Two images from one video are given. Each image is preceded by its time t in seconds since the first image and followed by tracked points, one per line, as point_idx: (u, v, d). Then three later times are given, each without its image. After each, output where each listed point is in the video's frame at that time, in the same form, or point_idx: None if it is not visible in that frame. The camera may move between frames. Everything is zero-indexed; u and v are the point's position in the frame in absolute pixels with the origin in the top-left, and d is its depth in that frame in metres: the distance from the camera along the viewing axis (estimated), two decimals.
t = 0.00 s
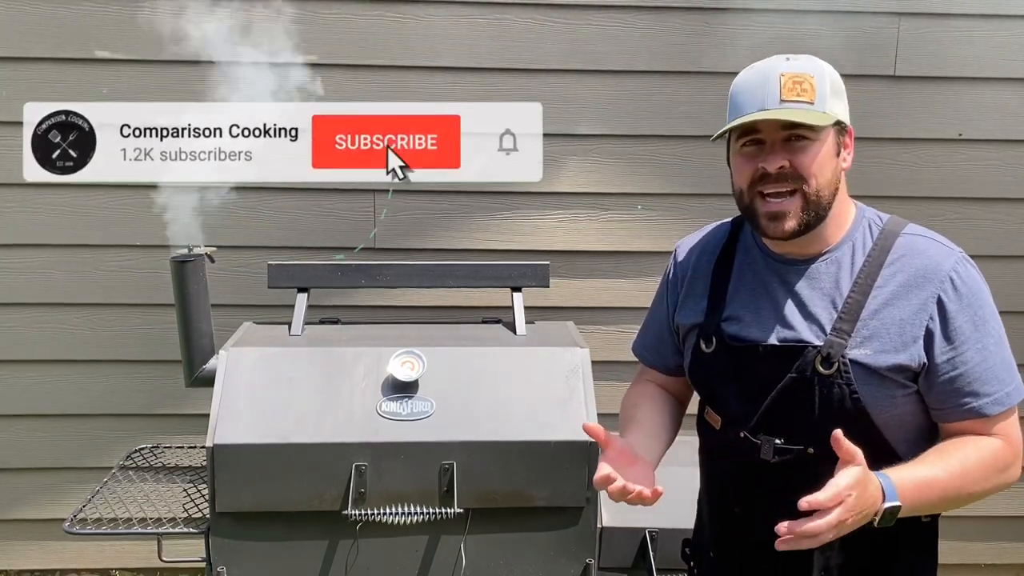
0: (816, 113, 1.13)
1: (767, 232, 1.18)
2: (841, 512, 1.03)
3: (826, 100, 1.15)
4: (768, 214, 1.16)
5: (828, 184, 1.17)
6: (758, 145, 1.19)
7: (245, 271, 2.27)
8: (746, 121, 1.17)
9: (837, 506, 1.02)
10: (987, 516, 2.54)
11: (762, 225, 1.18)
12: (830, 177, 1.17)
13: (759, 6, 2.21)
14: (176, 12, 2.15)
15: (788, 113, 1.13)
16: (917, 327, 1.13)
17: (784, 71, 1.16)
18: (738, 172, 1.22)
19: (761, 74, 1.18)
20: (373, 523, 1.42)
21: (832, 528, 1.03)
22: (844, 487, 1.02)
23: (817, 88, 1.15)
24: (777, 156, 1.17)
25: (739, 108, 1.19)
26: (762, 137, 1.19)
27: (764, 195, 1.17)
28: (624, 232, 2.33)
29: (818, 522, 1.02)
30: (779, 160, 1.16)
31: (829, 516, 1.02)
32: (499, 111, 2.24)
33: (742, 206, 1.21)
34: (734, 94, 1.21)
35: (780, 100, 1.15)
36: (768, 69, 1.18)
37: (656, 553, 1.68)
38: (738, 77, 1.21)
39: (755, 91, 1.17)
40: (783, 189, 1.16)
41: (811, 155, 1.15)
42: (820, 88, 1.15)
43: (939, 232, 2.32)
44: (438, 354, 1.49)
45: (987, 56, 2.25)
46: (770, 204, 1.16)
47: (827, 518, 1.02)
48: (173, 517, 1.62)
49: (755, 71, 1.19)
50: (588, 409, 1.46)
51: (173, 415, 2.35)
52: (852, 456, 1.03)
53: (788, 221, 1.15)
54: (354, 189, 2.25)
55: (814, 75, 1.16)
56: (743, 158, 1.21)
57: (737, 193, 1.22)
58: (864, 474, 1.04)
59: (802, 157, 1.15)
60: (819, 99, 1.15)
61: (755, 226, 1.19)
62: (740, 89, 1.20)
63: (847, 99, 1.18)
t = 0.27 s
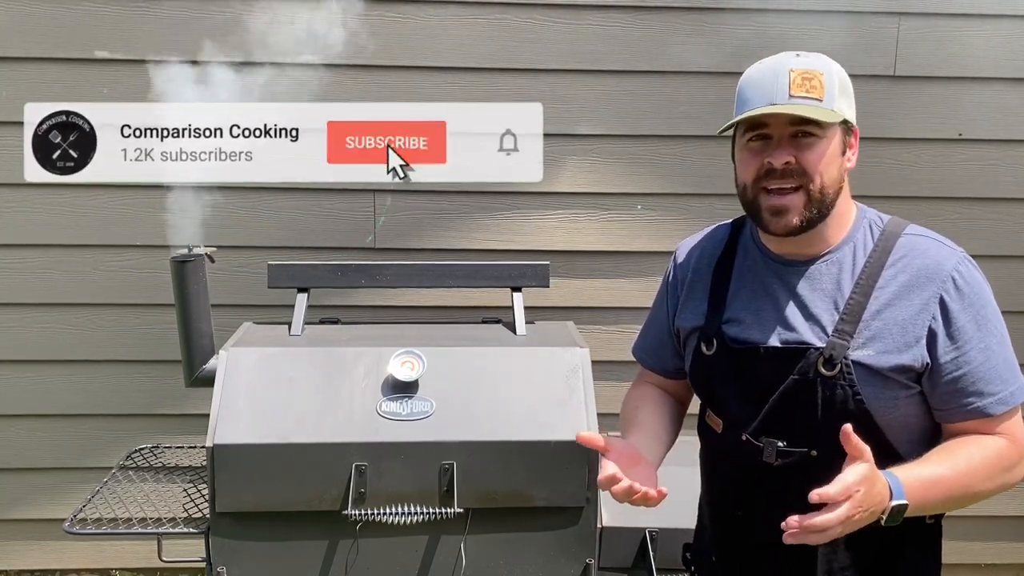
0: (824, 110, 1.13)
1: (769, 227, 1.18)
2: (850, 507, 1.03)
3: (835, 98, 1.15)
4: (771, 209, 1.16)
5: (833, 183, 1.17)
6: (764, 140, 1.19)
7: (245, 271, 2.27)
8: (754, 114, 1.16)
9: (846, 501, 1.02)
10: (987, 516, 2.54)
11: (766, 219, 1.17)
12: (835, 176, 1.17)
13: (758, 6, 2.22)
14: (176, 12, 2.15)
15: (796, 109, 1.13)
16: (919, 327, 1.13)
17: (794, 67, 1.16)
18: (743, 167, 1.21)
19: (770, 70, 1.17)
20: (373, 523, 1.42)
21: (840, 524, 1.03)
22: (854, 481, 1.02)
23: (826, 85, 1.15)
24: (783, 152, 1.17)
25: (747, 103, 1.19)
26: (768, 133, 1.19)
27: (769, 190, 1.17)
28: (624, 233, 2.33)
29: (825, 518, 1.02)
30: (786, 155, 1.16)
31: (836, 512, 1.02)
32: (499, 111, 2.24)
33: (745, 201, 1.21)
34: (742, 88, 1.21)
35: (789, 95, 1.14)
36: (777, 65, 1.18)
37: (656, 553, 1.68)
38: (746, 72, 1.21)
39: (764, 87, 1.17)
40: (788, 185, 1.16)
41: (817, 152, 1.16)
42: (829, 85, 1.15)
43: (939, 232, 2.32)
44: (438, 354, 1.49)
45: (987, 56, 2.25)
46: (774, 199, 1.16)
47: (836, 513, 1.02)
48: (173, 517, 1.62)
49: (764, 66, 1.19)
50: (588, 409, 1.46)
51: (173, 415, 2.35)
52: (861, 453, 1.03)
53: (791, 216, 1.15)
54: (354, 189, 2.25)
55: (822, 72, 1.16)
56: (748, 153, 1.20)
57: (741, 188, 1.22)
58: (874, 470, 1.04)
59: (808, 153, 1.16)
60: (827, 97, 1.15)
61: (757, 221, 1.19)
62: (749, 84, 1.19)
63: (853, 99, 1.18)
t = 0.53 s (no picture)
0: (829, 109, 1.13)
1: (774, 227, 1.18)
2: (859, 500, 1.03)
3: (838, 98, 1.15)
4: (776, 209, 1.16)
5: (838, 182, 1.17)
6: (769, 140, 1.19)
7: (245, 271, 2.27)
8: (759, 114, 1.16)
9: (855, 494, 1.02)
10: (987, 516, 2.54)
11: (771, 219, 1.17)
12: (840, 176, 1.18)
13: (758, 6, 2.22)
14: (175, 12, 2.15)
15: (802, 108, 1.13)
16: (925, 325, 1.14)
17: (798, 67, 1.16)
18: (748, 166, 1.21)
19: (773, 69, 1.17)
20: (373, 523, 1.42)
21: (849, 516, 1.03)
22: (863, 474, 1.02)
23: (829, 84, 1.15)
24: (788, 151, 1.17)
25: (751, 103, 1.18)
26: (773, 132, 1.19)
27: (774, 189, 1.17)
28: (624, 233, 2.33)
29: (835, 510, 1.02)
30: (791, 155, 1.16)
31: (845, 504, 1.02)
32: (498, 111, 2.24)
33: (750, 201, 1.21)
34: (745, 88, 1.20)
35: (794, 94, 1.14)
36: (781, 64, 1.17)
37: (656, 553, 1.68)
38: (749, 72, 1.20)
39: (768, 86, 1.16)
40: (793, 185, 1.16)
41: (822, 151, 1.16)
42: (833, 85, 1.15)
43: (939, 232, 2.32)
44: (439, 354, 1.49)
45: (987, 56, 2.25)
46: (779, 199, 1.16)
47: (845, 505, 1.02)
48: (173, 517, 1.62)
49: (767, 66, 1.18)
50: (588, 408, 1.46)
51: (173, 415, 2.35)
52: (869, 447, 1.03)
53: (797, 216, 1.15)
54: (353, 189, 2.25)
55: (826, 72, 1.16)
56: (753, 152, 1.20)
57: (745, 188, 1.22)
58: (882, 463, 1.04)
59: (813, 153, 1.16)
60: (832, 96, 1.15)
61: (762, 221, 1.19)
62: (752, 84, 1.19)
63: (856, 98, 1.18)
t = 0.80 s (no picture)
0: (832, 112, 1.14)
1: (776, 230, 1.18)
2: (857, 505, 1.02)
3: (842, 100, 1.15)
4: (778, 211, 1.16)
5: (840, 185, 1.17)
6: (772, 142, 1.19)
7: (245, 271, 2.27)
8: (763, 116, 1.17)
9: (853, 499, 1.02)
10: (987, 515, 2.54)
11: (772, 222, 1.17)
12: (843, 179, 1.17)
13: (758, 6, 2.22)
14: (175, 12, 2.15)
15: (805, 110, 1.13)
16: (928, 327, 1.14)
17: (802, 69, 1.16)
18: (751, 169, 1.21)
19: (777, 72, 1.18)
20: (373, 523, 1.42)
21: (848, 521, 1.03)
22: (861, 479, 1.02)
23: (833, 87, 1.15)
24: (791, 154, 1.17)
25: (755, 104, 1.19)
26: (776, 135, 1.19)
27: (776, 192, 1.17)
28: (624, 233, 2.33)
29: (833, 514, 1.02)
30: (793, 157, 1.16)
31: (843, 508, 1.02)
32: (498, 111, 2.24)
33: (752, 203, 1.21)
34: (749, 89, 1.21)
35: (797, 96, 1.14)
36: (785, 67, 1.18)
37: (656, 553, 1.68)
38: (754, 74, 1.21)
39: (772, 88, 1.17)
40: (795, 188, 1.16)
41: (825, 155, 1.16)
42: (837, 87, 1.15)
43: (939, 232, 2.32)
44: (439, 354, 1.49)
45: (987, 56, 2.25)
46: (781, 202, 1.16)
47: (843, 511, 1.02)
48: (173, 517, 1.61)
49: (771, 69, 1.19)
50: (588, 408, 1.46)
51: (173, 415, 2.35)
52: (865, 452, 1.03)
53: (799, 219, 1.15)
54: (353, 189, 2.25)
55: (830, 74, 1.16)
56: (756, 154, 1.20)
57: (748, 190, 1.22)
58: (879, 467, 1.04)
59: (815, 156, 1.16)
60: (835, 98, 1.15)
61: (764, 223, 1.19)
62: (757, 86, 1.20)
63: (860, 101, 1.19)
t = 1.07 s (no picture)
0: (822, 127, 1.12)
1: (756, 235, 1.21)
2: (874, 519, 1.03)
3: (842, 113, 1.14)
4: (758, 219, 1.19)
5: (828, 197, 1.16)
6: (767, 146, 1.19)
7: (245, 271, 2.27)
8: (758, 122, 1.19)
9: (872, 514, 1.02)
10: (986, 515, 2.54)
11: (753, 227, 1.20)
12: (832, 191, 1.16)
13: (758, 6, 2.22)
14: (176, 11, 2.15)
15: (793, 123, 1.14)
16: (926, 323, 1.14)
17: (807, 78, 1.16)
18: (746, 167, 1.22)
19: (783, 77, 1.19)
20: (373, 523, 1.42)
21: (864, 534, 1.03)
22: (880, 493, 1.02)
23: (835, 99, 1.14)
24: (780, 163, 1.16)
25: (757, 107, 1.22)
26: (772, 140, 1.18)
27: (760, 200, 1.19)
28: (624, 233, 2.33)
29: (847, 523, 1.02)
30: (781, 167, 1.16)
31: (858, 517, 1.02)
32: (498, 111, 2.24)
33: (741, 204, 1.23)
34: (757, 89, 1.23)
35: (791, 107, 1.16)
36: (792, 72, 1.18)
37: (657, 553, 1.68)
38: (767, 71, 1.22)
39: (772, 94, 1.19)
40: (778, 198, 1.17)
41: (815, 167, 1.15)
42: (839, 99, 1.14)
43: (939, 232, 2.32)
44: (439, 354, 1.49)
45: (987, 56, 2.25)
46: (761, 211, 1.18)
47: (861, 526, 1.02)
48: (173, 517, 1.61)
49: (778, 83, 1.19)
50: (588, 409, 1.46)
51: (173, 415, 2.35)
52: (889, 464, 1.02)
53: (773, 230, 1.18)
54: (353, 189, 2.25)
55: (837, 84, 1.14)
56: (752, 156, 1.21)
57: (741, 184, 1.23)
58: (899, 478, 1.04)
59: (804, 167, 1.15)
60: (833, 112, 1.14)
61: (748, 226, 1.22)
62: (762, 100, 1.21)
63: (869, 111, 1.15)
